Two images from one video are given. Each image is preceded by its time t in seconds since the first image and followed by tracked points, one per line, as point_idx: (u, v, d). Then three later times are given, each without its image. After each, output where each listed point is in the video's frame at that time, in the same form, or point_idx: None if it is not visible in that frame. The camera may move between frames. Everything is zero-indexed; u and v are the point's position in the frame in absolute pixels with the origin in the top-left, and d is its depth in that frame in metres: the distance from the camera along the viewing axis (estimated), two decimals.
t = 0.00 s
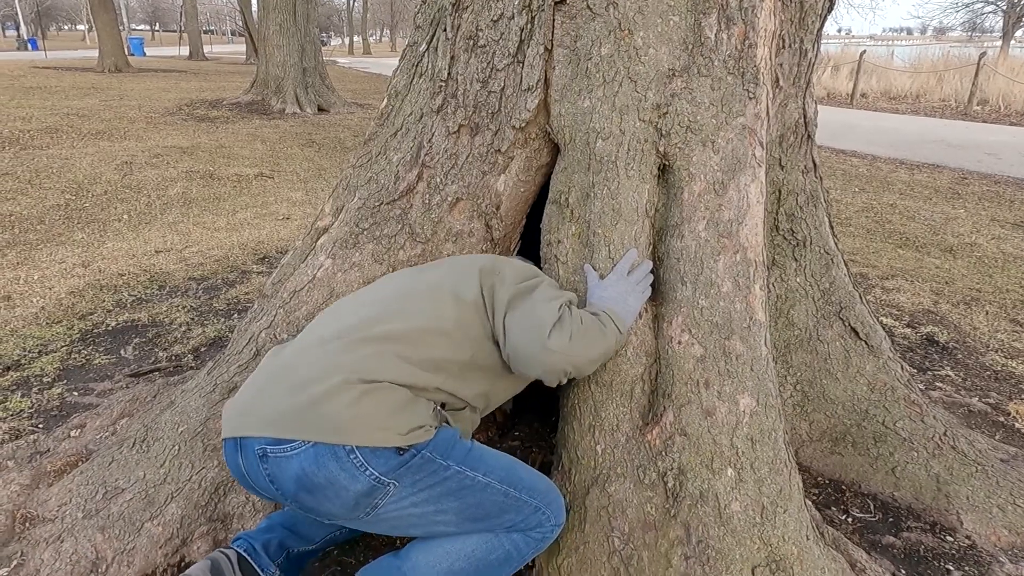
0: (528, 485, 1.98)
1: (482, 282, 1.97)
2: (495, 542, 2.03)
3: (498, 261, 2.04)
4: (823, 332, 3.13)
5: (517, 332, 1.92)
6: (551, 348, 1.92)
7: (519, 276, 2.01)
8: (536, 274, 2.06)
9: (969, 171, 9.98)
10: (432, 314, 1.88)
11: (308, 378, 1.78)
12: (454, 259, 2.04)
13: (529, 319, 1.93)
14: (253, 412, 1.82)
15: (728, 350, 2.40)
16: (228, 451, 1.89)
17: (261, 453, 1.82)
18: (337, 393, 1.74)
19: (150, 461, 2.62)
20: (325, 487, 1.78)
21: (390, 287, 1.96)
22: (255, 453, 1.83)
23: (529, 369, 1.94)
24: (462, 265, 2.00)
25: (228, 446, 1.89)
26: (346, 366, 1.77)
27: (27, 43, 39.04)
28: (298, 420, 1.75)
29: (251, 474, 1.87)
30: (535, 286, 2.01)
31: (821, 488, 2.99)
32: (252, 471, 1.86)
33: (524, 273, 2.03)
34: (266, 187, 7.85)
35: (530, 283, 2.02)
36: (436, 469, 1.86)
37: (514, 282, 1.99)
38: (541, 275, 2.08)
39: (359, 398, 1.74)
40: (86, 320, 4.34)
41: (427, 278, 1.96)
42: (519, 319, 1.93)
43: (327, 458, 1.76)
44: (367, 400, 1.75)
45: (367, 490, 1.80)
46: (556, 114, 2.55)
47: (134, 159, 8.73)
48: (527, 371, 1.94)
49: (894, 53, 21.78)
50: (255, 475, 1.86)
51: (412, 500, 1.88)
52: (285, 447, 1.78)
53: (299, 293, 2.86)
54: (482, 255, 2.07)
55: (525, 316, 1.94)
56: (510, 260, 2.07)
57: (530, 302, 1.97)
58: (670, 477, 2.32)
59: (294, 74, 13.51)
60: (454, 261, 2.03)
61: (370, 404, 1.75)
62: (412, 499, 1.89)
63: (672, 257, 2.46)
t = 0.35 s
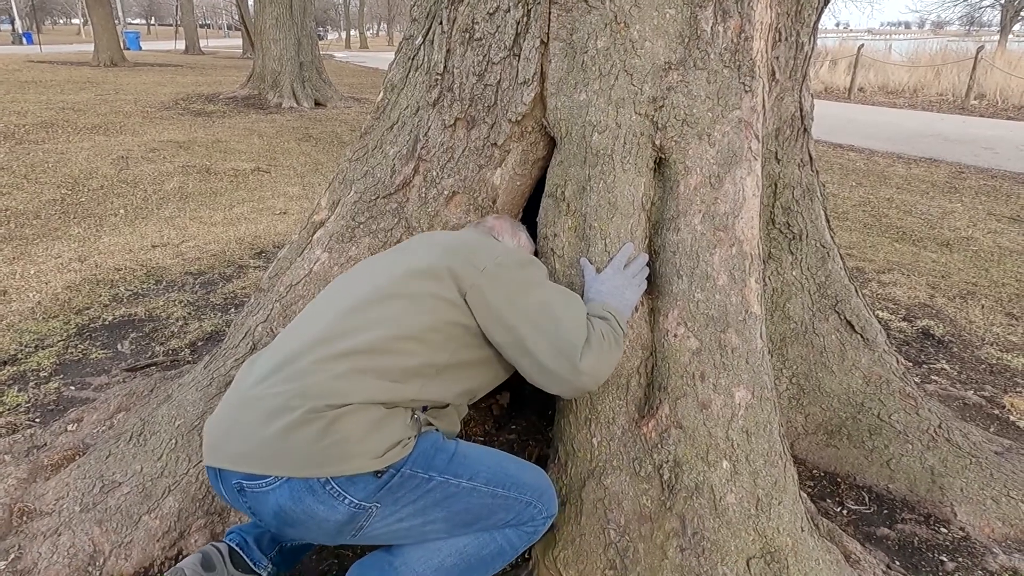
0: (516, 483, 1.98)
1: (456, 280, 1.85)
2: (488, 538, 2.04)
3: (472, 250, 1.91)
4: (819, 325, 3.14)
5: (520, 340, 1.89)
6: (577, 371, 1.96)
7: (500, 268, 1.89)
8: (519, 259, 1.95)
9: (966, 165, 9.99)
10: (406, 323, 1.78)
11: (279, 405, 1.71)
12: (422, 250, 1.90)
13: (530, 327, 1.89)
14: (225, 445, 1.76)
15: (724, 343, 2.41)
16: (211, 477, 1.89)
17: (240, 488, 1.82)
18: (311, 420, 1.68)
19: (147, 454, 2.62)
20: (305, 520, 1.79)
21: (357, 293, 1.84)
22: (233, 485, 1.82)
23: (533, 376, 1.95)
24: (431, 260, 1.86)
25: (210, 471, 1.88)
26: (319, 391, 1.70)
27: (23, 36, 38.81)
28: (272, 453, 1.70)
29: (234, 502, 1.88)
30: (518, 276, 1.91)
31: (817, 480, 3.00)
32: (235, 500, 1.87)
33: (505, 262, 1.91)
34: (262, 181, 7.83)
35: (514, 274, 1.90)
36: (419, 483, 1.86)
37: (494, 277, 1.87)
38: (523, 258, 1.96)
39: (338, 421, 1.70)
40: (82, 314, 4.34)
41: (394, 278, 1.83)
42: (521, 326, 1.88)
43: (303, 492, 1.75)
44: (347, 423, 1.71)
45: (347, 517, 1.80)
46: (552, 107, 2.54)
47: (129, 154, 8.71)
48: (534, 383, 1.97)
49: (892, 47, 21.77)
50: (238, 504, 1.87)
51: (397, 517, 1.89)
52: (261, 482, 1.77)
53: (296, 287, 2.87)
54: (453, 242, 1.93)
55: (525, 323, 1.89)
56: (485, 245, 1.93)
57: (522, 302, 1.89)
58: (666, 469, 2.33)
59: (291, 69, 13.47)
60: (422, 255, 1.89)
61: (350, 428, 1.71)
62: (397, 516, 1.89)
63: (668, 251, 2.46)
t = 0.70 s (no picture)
0: (527, 492, 1.98)
1: (462, 281, 1.78)
2: (499, 545, 2.05)
3: (478, 245, 1.83)
4: (829, 330, 3.13)
5: (532, 344, 1.86)
6: (592, 374, 1.94)
7: (509, 266, 1.81)
8: (529, 253, 1.86)
9: (979, 170, 9.92)
10: (412, 331, 1.75)
11: (287, 421, 1.71)
12: (426, 248, 1.83)
13: (542, 329, 1.85)
14: (236, 460, 1.78)
15: (734, 347, 2.41)
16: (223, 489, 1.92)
17: (252, 504, 1.85)
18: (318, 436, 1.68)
19: (159, 454, 2.64)
20: (316, 536, 1.82)
21: (359, 301, 1.79)
22: (245, 500, 1.85)
23: (548, 379, 1.93)
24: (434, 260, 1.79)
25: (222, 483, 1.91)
26: (326, 405, 1.69)
27: (38, 39, 39.22)
28: (282, 470, 1.71)
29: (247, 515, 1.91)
30: (528, 273, 1.83)
31: (827, 486, 2.99)
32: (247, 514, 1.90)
33: (514, 259, 1.83)
34: (274, 184, 7.88)
35: (523, 271, 1.83)
36: (429, 495, 1.87)
37: (502, 276, 1.80)
38: (534, 251, 1.88)
39: (346, 436, 1.69)
40: (96, 315, 4.38)
41: (396, 285, 1.78)
42: (532, 329, 1.84)
43: (312, 510, 1.77)
44: (354, 436, 1.70)
45: (357, 532, 1.83)
46: (562, 111, 2.55)
47: (143, 156, 8.79)
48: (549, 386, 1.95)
49: (904, 51, 21.66)
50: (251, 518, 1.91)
51: (407, 528, 1.91)
52: (271, 500, 1.79)
53: (307, 290, 2.89)
54: (458, 236, 1.84)
55: (536, 326, 1.84)
56: (492, 239, 1.85)
57: (533, 303, 1.83)
58: (675, 473, 2.33)
59: (302, 72, 13.55)
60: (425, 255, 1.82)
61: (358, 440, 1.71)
62: (408, 527, 1.91)
63: (678, 255, 2.46)
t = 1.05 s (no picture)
0: (518, 494, 1.97)
1: (448, 277, 1.77)
2: (491, 546, 2.06)
3: (463, 238, 1.80)
4: (829, 332, 3.13)
5: (520, 337, 1.86)
6: (583, 369, 1.95)
7: (494, 260, 1.79)
8: (516, 243, 1.84)
9: (981, 172, 9.91)
10: (398, 332, 1.73)
11: (273, 431, 1.70)
12: (408, 243, 1.79)
13: (529, 322, 1.85)
14: (222, 471, 1.76)
15: (734, 350, 2.41)
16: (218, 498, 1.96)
17: (239, 518, 1.88)
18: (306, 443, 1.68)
19: (159, 456, 2.65)
20: (303, 548, 1.85)
21: (343, 303, 1.75)
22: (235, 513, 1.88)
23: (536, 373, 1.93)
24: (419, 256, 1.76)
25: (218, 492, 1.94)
26: (312, 413, 1.68)
27: (40, 41, 39.30)
28: (271, 481, 1.70)
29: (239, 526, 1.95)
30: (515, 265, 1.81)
31: (827, 488, 2.98)
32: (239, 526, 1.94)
33: (500, 251, 1.81)
34: (275, 186, 7.88)
35: (510, 264, 1.81)
36: (416, 502, 1.88)
37: (488, 270, 1.79)
38: (520, 240, 1.85)
39: (329, 443, 1.69)
40: (97, 317, 4.38)
41: (379, 286, 1.74)
42: (518, 323, 1.84)
43: (297, 525, 1.79)
44: (340, 443, 1.70)
45: (343, 543, 1.85)
46: (562, 113, 2.55)
47: (144, 158, 8.80)
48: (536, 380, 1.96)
49: (905, 52, 21.67)
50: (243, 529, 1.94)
51: (395, 535, 1.93)
52: (257, 514, 1.81)
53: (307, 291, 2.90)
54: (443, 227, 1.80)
55: (523, 321, 1.84)
56: (479, 228, 1.81)
57: (520, 297, 1.83)
58: (674, 476, 2.32)
59: (303, 73, 13.57)
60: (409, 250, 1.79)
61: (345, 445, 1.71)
62: (396, 534, 1.93)
63: (678, 257, 2.46)
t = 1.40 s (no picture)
0: (514, 500, 1.97)
1: (425, 266, 1.76)
2: (486, 554, 2.05)
3: (440, 225, 1.79)
4: (831, 339, 3.12)
5: (502, 326, 1.85)
6: (573, 360, 1.95)
7: (471, 247, 1.78)
8: (495, 227, 1.82)
9: (981, 178, 9.92)
10: (379, 323, 1.73)
11: (263, 428, 1.71)
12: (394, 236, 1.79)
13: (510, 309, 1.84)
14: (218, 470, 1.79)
15: (735, 356, 2.41)
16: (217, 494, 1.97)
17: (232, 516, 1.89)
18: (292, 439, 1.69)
19: (160, 462, 2.64)
20: (294, 546, 1.85)
21: (331, 299, 1.76)
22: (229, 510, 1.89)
23: (522, 362, 1.92)
24: (395, 246, 1.77)
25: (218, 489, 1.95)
26: (300, 409, 1.69)
27: (42, 48, 39.44)
28: (264, 480, 1.71)
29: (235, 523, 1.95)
30: (493, 252, 1.80)
31: (829, 495, 2.97)
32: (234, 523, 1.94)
33: (478, 237, 1.79)
34: (276, 192, 7.90)
35: (488, 250, 1.79)
36: (409, 503, 1.88)
37: (466, 257, 1.78)
38: (500, 224, 1.83)
39: (318, 440, 1.70)
40: (98, 323, 4.39)
41: (366, 281, 1.75)
42: (500, 310, 1.83)
43: (287, 522, 1.79)
44: (327, 439, 1.70)
45: (335, 542, 1.84)
46: (564, 120, 2.55)
47: (146, 164, 8.82)
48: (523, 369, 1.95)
49: (904, 58, 21.72)
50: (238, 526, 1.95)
51: (388, 536, 1.93)
52: (249, 511, 1.82)
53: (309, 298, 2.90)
54: (419, 214, 1.80)
55: (504, 308, 1.83)
56: (455, 215, 1.79)
57: (500, 284, 1.82)
58: (676, 483, 2.32)
59: (305, 80, 13.61)
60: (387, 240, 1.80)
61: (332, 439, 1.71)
62: (389, 535, 1.93)
63: (680, 263, 2.46)
